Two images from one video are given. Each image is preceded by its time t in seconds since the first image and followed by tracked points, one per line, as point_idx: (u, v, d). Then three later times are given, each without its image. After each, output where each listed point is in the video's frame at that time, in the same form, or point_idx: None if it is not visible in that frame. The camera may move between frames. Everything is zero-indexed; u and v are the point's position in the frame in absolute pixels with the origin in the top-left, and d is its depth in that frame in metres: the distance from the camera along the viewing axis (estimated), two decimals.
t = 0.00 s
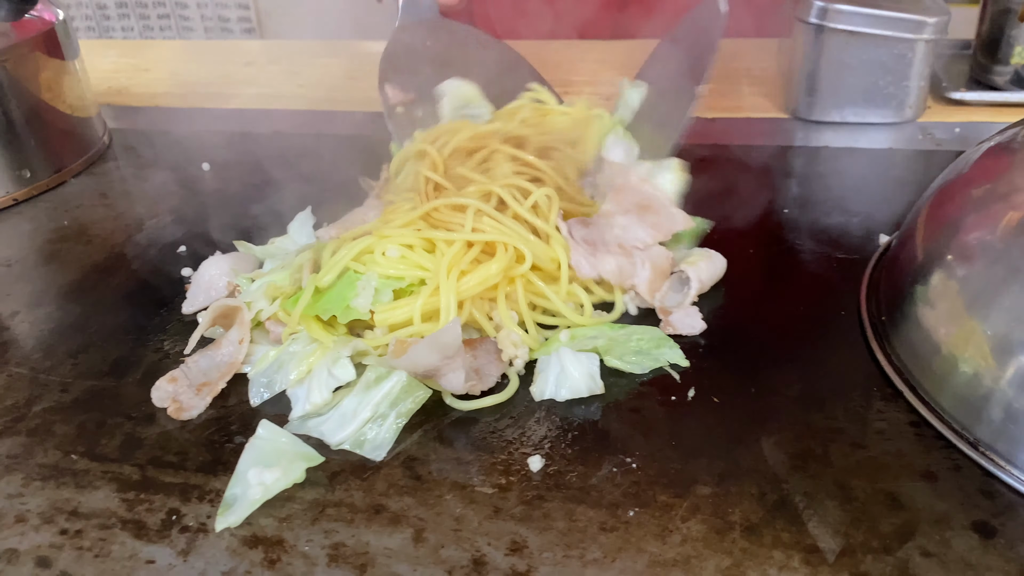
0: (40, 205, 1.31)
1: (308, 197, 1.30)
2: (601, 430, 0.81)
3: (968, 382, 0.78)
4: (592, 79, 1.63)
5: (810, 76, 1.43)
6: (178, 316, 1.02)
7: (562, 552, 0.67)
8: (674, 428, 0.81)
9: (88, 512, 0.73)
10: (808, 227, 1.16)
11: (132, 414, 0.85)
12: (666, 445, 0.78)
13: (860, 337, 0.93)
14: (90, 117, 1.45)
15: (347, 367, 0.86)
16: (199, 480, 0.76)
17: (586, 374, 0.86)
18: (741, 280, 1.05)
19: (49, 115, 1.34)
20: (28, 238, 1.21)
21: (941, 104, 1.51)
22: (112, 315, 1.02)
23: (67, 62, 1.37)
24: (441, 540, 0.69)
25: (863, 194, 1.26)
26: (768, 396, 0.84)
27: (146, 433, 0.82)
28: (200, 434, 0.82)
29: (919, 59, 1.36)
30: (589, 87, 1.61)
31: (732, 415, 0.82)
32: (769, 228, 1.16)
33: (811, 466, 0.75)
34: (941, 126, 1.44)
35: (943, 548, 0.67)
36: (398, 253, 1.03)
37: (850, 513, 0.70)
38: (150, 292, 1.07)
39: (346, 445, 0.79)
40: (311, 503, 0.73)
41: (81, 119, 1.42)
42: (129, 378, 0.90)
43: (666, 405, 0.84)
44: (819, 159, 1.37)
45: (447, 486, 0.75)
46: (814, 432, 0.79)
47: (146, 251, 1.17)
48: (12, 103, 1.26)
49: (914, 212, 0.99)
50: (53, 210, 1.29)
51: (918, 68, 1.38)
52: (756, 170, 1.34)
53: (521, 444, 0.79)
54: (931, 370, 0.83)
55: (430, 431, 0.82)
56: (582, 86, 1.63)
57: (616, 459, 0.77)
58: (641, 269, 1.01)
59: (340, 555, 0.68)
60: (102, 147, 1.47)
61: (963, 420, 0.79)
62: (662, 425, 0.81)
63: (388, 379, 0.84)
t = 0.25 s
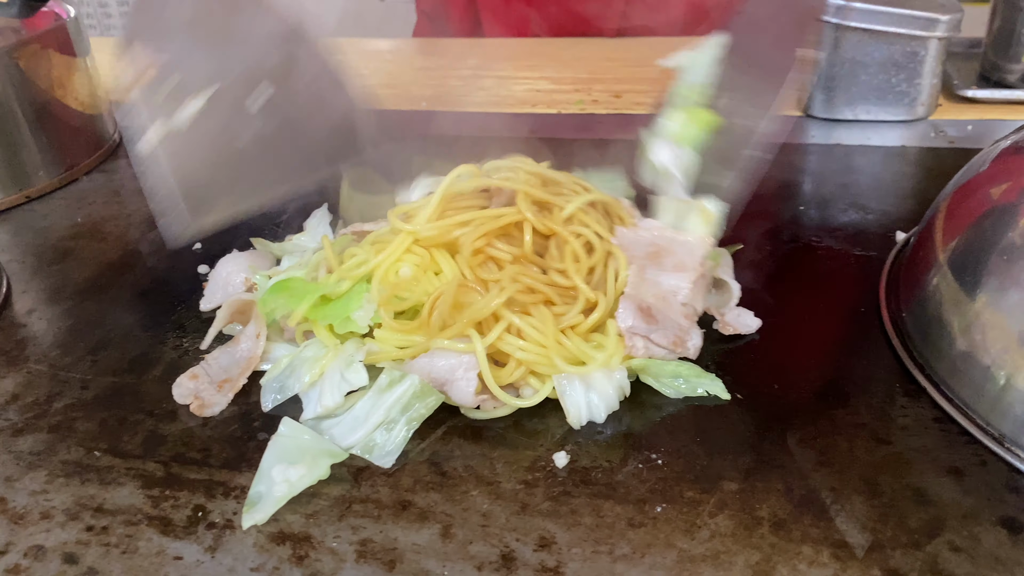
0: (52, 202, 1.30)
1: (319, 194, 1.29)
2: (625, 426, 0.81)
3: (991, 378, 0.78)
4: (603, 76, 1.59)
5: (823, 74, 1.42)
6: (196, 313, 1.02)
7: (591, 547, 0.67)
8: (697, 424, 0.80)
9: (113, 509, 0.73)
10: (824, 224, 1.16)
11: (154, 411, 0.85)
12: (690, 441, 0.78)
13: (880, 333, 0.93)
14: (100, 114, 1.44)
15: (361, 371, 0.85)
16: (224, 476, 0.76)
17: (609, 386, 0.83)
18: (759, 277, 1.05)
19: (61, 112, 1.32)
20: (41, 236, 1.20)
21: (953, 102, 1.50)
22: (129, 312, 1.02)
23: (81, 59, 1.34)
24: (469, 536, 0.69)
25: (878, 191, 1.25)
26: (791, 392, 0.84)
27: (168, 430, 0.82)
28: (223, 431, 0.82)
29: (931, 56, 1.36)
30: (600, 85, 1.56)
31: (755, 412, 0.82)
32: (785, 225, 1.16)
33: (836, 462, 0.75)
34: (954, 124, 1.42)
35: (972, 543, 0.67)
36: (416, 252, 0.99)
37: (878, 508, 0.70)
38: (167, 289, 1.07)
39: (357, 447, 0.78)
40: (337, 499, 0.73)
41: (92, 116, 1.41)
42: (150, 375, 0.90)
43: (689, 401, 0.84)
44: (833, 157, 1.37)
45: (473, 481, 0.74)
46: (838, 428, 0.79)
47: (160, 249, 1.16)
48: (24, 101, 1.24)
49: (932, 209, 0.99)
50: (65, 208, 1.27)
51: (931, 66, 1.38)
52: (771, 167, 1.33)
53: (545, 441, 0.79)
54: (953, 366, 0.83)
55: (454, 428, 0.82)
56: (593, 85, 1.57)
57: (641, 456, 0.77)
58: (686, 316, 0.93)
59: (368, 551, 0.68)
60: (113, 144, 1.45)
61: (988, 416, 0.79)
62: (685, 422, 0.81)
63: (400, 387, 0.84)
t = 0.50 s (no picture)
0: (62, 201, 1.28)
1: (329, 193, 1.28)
2: (646, 426, 0.81)
3: (1014, 377, 0.78)
4: (614, 74, 1.58)
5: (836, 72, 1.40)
6: (211, 312, 1.01)
7: (617, 548, 0.67)
8: (719, 424, 0.80)
9: (135, 509, 0.72)
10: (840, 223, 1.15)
11: (172, 410, 0.84)
12: (713, 441, 0.78)
13: (899, 333, 0.93)
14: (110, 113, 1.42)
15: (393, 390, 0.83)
16: (244, 476, 0.75)
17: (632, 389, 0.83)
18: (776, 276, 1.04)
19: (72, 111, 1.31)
20: (53, 235, 1.19)
21: (964, 101, 1.48)
22: (144, 312, 1.01)
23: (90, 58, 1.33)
24: (493, 536, 0.68)
25: (893, 189, 1.24)
26: (813, 392, 0.84)
27: (187, 430, 0.81)
28: (242, 431, 0.81)
29: (944, 55, 1.35)
30: (611, 84, 1.55)
31: (777, 412, 0.81)
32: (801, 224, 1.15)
33: (861, 462, 0.75)
34: (967, 123, 1.41)
35: (1000, 543, 0.67)
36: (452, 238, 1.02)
37: (904, 508, 0.70)
38: (181, 288, 1.06)
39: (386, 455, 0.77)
40: (360, 499, 0.72)
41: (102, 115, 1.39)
42: (166, 374, 0.90)
43: (710, 401, 0.83)
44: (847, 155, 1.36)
45: (495, 481, 0.74)
46: (861, 428, 0.79)
47: (173, 248, 1.15)
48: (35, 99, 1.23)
49: (950, 208, 0.98)
50: (76, 206, 1.26)
51: (943, 65, 1.37)
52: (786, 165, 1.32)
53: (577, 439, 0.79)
54: (976, 365, 0.82)
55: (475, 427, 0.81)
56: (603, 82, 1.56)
57: (665, 455, 0.76)
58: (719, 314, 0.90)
59: (393, 551, 0.67)
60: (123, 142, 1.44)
61: (1012, 416, 0.78)
62: (707, 421, 0.81)
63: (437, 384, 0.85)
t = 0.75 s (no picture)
0: (63, 203, 1.27)
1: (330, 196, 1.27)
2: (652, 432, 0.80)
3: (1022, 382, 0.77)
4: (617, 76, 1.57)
5: (840, 73, 1.40)
6: (213, 315, 1.00)
7: (623, 555, 0.66)
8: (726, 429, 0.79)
9: (136, 515, 0.71)
10: (845, 226, 1.15)
11: (174, 415, 0.83)
12: (720, 447, 0.77)
13: (906, 337, 0.92)
14: (111, 115, 1.41)
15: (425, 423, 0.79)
16: (247, 482, 0.75)
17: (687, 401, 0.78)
18: (781, 279, 1.04)
19: (73, 112, 1.30)
20: (54, 238, 1.18)
21: (968, 103, 1.47)
22: (146, 316, 1.00)
23: (92, 59, 1.32)
24: (498, 543, 0.68)
25: (898, 192, 1.24)
26: (820, 397, 0.83)
27: (189, 435, 0.81)
28: (244, 436, 0.80)
29: (949, 57, 1.34)
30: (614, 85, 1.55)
31: (784, 417, 0.81)
32: (806, 227, 1.15)
33: (869, 468, 0.74)
34: (972, 125, 1.40)
35: (1010, 551, 0.66)
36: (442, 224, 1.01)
37: (913, 515, 0.69)
38: (183, 292, 1.05)
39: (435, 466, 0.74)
40: (363, 505, 0.72)
41: (104, 117, 1.38)
42: (168, 379, 0.89)
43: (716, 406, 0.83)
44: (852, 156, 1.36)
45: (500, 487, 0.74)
46: (869, 433, 0.78)
47: (175, 250, 1.15)
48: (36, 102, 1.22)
49: (957, 211, 0.97)
50: (78, 209, 1.26)
51: (948, 67, 1.36)
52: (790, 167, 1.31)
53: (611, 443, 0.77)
54: (984, 371, 0.82)
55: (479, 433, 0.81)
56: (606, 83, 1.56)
57: (671, 461, 0.76)
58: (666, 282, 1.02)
59: (397, 558, 0.67)
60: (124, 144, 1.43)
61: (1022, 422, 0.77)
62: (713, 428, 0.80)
63: (462, 373, 0.85)
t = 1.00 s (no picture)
0: (64, 204, 1.27)
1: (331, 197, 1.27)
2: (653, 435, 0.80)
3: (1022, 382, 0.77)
4: (617, 77, 1.58)
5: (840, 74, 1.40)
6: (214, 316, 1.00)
7: (623, 555, 0.66)
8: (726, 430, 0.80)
9: (138, 515, 0.72)
10: (844, 226, 1.15)
11: (175, 416, 0.84)
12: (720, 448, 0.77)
13: (906, 338, 0.92)
14: (112, 115, 1.41)
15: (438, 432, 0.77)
16: (248, 483, 0.75)
17: (677, 407, 0.80)
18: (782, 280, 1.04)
19: (74, 113, 1.30)
20: (55, 239, 1.18)
21: (969, 104, 1.48)
22: (147, 317, 1.00)
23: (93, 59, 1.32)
24: (499, 543, 0.68)
25: (898, 193, 1.24)
26: (820, 397, 0.83)
27: (190, 435, 0.81)
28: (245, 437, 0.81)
29: (949, 58, 1.35)
30: (615, 85, 1.55)
31: (784, 417, 0.81)
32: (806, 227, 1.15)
33: (868, 468, 0.74)
34: (972, 126, 1.40)
35: (1009, 551, 0.66)
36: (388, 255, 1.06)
37: (912, 515, 0.69)
38: (184, 293, 1.05)
39: (438, 470, 0.74)
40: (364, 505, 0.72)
41: (105, 117, 1.38)
42: (169, 379, 0.89)
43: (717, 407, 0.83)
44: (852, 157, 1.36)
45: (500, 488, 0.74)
46: (868, 434, 0.78)
47: (176, 251, 1.15)
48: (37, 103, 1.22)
49: (957, 212, 0.97)
50: (79, 210, 1.26)
51: (948, 67, 1.37)
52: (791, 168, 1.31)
53: (616, 446, 0.78)
54: (983, 371, 0.82)
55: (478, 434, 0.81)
56: (607, 84, 1.56)
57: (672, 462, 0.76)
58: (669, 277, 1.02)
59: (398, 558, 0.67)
60: (125, 145, 1.43)
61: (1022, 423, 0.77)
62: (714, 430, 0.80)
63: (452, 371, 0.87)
